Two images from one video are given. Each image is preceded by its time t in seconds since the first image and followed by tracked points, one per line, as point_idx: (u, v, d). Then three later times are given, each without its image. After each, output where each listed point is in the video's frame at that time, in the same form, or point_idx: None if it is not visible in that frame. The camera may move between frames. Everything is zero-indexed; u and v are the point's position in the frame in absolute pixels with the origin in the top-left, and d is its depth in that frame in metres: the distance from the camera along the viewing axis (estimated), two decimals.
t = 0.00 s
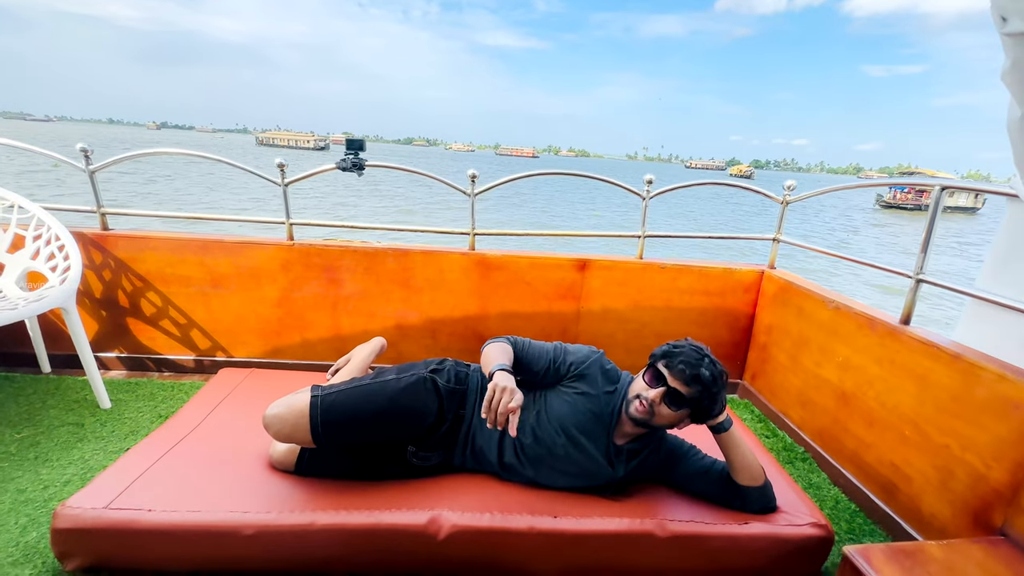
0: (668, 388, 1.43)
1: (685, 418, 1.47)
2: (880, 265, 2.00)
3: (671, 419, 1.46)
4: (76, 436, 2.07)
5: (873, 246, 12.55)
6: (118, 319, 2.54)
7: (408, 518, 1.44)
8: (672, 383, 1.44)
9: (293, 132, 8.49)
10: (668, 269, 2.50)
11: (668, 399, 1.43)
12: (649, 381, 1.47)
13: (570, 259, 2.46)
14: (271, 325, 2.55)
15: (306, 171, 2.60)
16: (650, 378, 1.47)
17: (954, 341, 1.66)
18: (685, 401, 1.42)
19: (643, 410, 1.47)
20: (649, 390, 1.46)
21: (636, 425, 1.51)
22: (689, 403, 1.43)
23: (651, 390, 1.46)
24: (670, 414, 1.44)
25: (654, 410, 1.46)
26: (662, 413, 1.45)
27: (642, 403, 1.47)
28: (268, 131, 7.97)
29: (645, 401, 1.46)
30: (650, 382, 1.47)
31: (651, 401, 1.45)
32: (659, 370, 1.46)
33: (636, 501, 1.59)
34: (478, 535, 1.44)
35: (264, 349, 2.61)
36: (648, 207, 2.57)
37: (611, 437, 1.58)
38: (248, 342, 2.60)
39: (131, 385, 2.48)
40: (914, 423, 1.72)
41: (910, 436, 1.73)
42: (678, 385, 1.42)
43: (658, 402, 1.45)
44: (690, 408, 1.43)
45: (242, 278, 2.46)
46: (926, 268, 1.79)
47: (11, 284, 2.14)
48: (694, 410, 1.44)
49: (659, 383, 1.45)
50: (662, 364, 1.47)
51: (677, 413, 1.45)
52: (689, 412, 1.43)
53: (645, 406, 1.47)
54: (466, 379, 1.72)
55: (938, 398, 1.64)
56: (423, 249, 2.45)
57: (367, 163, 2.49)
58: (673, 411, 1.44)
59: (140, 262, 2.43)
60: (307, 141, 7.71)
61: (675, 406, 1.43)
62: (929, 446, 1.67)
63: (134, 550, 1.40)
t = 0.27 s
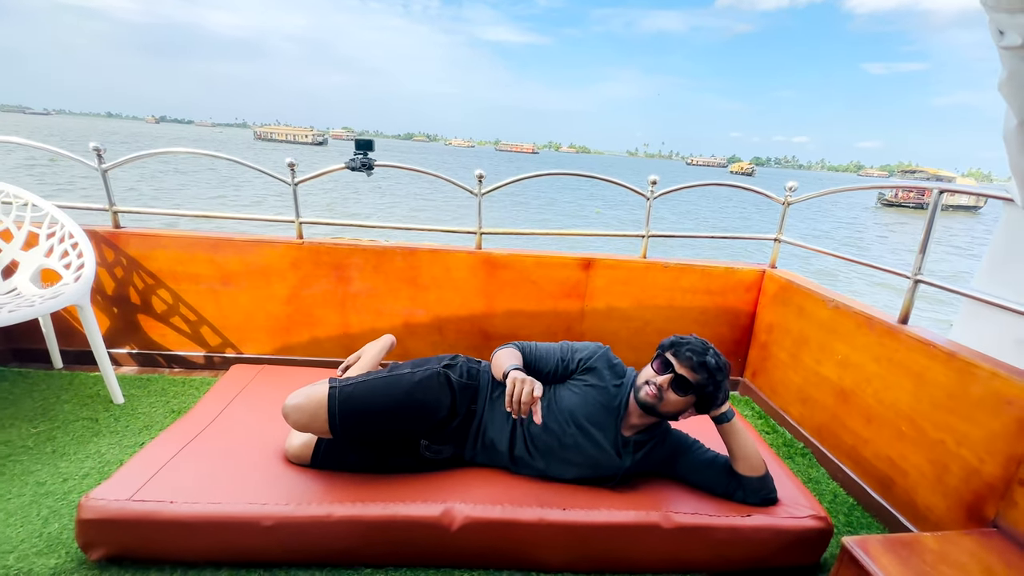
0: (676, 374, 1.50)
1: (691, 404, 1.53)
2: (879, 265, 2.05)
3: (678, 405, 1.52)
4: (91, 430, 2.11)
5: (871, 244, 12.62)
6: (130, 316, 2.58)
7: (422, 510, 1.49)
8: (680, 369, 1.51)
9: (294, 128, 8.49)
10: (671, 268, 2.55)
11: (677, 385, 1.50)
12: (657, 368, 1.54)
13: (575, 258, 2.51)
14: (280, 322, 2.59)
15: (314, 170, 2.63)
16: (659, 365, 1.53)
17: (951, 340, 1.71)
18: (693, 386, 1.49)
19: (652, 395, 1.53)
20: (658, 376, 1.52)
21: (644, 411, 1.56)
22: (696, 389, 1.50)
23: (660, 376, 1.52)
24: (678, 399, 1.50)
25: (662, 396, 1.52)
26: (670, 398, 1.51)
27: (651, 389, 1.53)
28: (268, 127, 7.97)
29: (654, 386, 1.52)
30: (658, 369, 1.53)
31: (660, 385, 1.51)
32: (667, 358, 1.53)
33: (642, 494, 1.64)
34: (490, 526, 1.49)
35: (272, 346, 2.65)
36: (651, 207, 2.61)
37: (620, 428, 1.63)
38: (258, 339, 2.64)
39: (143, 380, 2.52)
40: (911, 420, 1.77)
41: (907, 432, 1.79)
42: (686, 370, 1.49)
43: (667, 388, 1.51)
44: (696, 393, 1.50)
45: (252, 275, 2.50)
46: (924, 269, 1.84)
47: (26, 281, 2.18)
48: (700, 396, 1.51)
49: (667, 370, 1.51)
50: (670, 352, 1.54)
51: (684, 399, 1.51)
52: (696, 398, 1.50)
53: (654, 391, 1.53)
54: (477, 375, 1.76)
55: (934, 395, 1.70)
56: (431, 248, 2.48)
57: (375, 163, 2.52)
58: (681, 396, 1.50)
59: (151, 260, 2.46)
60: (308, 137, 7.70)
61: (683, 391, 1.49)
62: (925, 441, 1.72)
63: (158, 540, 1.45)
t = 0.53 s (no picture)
0: (684, 367, 1.55)
1: (698, 397, 1.58)
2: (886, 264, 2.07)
3: (686, 397, 1.57)
4: (110, 424, 2.16)
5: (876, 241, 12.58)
6: (145, 312, 2.62)
7: (437, 503, 1.52)
8: (688, 362, 1.56)
9: (300, 125, 8.52)
10: (679, 266, 2.57)
11: (684, 377, 1.55)
12: (666, 362, 1.59)
13: (583, 256, 2.53)
14: (292, 318, 2.62)
15: (325, 169, 2.66)
16: (667, 358, 1.58)
17: (957, 338, 1.73)
18: (700, 379, 1.54)
19: (660, 387, 1.58)
20: (666, 369, 1.57)
21: (652, 404, 1.61)
22: (703, 382, 1.54)
23: (668, 369, 1.57)
24: (685, 391, 1.56)
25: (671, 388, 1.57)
26: (678, 391, 1.56)
27: (660, 382, 1.57)
28: (274, 124, 7.99)
29: (662, 378, 1.57)
30: (667, 362, 1.58)
31: (669, 377, 1.55)
32: (676, 352, 1.58)
33: (652, 488, 1.67)
34: (503, 519, 1.53)
35: (284, 342, 2.68)
36: (659, 206, 2.63)
37: (629, 419, 1.69)
38: (270, 335, 2.67)
39: (158, 376, 2.56)
40: (917, 417, 1.80)
41: (913, 430, 1.81)
42: (693, 364, 1.54)
43: (675, 380, 1.56)
44: (704, 386, 1.55)
45: (264, 273, 2.53)
46: (932, 269, 1.85)
47: (45, 278, 2.22)
48: (707, 389, 1.56)
49: (675, 363, 1.57)
50: (678, 347, 1.59)
51: (692, 392, 1.56)
52: (703, 390, 1.55)
53: (662, 384, 1.57)
54: (491, 369, 1.82)
55: (940, 393, 1.72)
56: (441, 246, 2.51)
57: (386, 162, 2.54)
58: (689, 388, 1.55)
59: (166, 257, 2.50)
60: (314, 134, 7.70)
61: (690, 384, 1.54)
62: (931, 439, 1.75)
63: (181, 531, 1.49)
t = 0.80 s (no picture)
0: (694, 360, 1.55)
1: (707, 391, 1.58)
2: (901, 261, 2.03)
3: (695, 390, 1.57)
4: (122, 421, 2.18)
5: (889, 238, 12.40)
6: (156, 310, 2.64)
7: (447, 501, 1.52)
8: (698, 356, 1.56)
9: (310, 122, 8.55)
10: (689, 264, 2.54)
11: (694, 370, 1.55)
12: (675, 355, 1.59)
13: (592, 253, 2.51)
14: (301, 316, 2.63)
15: (334, 167, 2.66)
16: (677, 352, 1.59)
17: (976, 337, 1.70)
18: (710, 372, 1.53)
19: (669, 379, 1.58)
20: (676, 361, 1.57)
21: (660, 396, 1.61)
22: (713, 374, 1.54)
23: (678, 362, 1.57)
24: (694, 383, 1.55)
25: (680, 381, 1.57)
26: (687, 383, 1.57)
27: (669, 373, 1.57)
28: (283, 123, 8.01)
29: (671, 370, 1.57)
30: (676, 355, 1.59)
31: (678, 369, 1.56)
32: (686, 345, 1.59)
33: (662, 487, 1.66)
34: (513, 517, 1.52)
35: (293, 339, 2.69)
36: (670, 203, 2.61)
37: (638, 414, 1.68)
38: (279, 333, 2.68)
39: (169, 373, 2.58)
40: (934, 417, 1.77)
41: (930, 429, 1.78)
42: (704, 357, 1.55)
43: (685, 373, 1.56)
44: (714, 379, 1.54)
45: (273, 270, 2.54)
46: (950, 266, 1.82)
47: (59, 276, 2.25)
48: (717, 382, 1.55)
49: (685, 356, 1.57)
50: (688, 341, 1.60)
51: (701, 385, 1.56)
52: (713, 384, 1.54)
53: (671, 376, 1.58)
54: (499, 364, 1.84)
55: (958, 393, 1.69)
56: (450, 244, 2.51)
57: (395, 159, 2.54)
58: (699, 381, 1.55)
59: (177, 255, 2.51)
60: (323, 132, 7.72)
61: (700, 376, 1.54)
62: (949, 439, 1.72)
63: (193, 526, 1.50)
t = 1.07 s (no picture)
0: (697, 354, 1.51)
1: (710, 388, 1.52)
2: (920, 256, 1.94)
3: (697, 385, 1.51)
4: (123, 419, 2.17)
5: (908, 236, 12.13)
6: (159, 308, 2.63)
7: (445, 504, 1.47)
8: (702, 351, 1.52)
9: (319, 122, 8.57)
10: (697, 260, 2.47)
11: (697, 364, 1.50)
12: (679, 349, 1.55)
13: (598, 250, 2.45)
14: (302, 314, 2.60)
15: (335, 163, 2.63)
16: (680, 346, 1.55)
17: (1001, 336, 1.61)
18: (713, 367, 1.49)
19: (671, 372, 1.53)
20: (678, 354, 1.53)
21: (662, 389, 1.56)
22: (717, 370, 1.50)
23: (681, 355, 1.53)
24: (697, 378, 1.50)
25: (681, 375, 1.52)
26: (689, 377, 1.51)
27: (671, 366, 1.53)
28: (293, 123, 8.08)
29: (674, 362, 1.52)
30: (680, 349, 1.54)
31: (680, 362, 1.51)
32: (690, 340, 1.55)
33: (668, 491, 1.59)
34: (513, 521, 1.47)
35: (295, 337, 2.66)
36: (677, 198, 2.54)
37: (644, 411, 1.63)
38: (281, 331, 2.66)
39: (171, 371, 2.57)
40: (955, 420, 1.68)
41: (951, 433, 1.70)
42: (708, 352, 1.50)
43: (687, 366, 1.51)
44: (717, 375, 1.50)
45: (274, 268, 2.52)
46: (972, 261, 1.73)
47: (61, 274, 2.24)
48: (720, 379, 1.51)
49: (689, 350, 1.53)
50: (694, 337, 1.56)
51: (704, 380, 1.51)
52: (716, 379, 1.50)
53: (674, 369, 1.53)
54: (502, 360, 1.78)
55: (982, 395, 1.60)
56: (452, 241, 2.46)
57: (396, 155, 2.50)
58: (701, 376, 1.50)
59: (179, 253, 2.50)
60: (332, 132, 7.74)
61: (703, 371, 1.49)
62: (972, 443, 1.63)
63: (187, 528, 1.47)
